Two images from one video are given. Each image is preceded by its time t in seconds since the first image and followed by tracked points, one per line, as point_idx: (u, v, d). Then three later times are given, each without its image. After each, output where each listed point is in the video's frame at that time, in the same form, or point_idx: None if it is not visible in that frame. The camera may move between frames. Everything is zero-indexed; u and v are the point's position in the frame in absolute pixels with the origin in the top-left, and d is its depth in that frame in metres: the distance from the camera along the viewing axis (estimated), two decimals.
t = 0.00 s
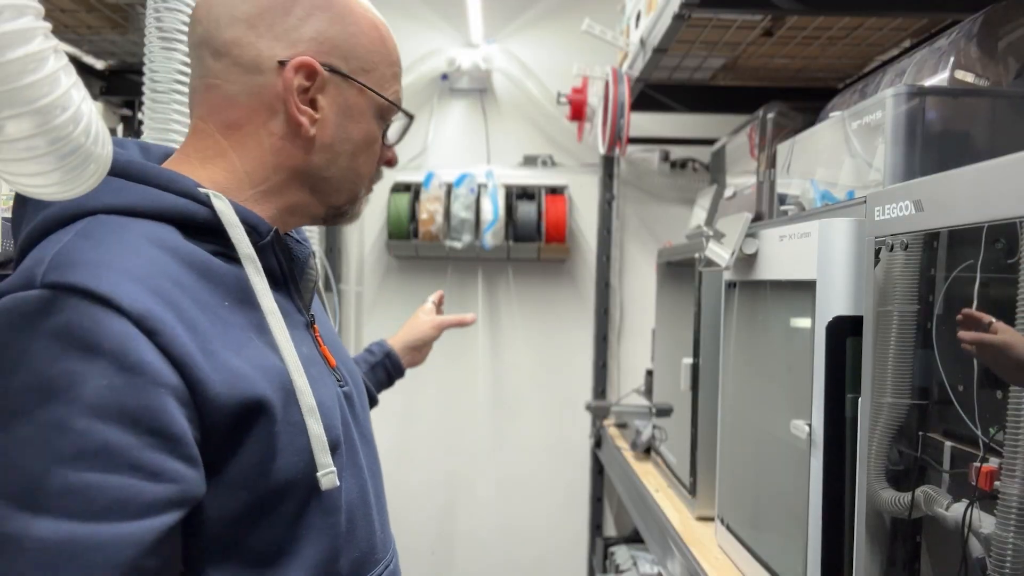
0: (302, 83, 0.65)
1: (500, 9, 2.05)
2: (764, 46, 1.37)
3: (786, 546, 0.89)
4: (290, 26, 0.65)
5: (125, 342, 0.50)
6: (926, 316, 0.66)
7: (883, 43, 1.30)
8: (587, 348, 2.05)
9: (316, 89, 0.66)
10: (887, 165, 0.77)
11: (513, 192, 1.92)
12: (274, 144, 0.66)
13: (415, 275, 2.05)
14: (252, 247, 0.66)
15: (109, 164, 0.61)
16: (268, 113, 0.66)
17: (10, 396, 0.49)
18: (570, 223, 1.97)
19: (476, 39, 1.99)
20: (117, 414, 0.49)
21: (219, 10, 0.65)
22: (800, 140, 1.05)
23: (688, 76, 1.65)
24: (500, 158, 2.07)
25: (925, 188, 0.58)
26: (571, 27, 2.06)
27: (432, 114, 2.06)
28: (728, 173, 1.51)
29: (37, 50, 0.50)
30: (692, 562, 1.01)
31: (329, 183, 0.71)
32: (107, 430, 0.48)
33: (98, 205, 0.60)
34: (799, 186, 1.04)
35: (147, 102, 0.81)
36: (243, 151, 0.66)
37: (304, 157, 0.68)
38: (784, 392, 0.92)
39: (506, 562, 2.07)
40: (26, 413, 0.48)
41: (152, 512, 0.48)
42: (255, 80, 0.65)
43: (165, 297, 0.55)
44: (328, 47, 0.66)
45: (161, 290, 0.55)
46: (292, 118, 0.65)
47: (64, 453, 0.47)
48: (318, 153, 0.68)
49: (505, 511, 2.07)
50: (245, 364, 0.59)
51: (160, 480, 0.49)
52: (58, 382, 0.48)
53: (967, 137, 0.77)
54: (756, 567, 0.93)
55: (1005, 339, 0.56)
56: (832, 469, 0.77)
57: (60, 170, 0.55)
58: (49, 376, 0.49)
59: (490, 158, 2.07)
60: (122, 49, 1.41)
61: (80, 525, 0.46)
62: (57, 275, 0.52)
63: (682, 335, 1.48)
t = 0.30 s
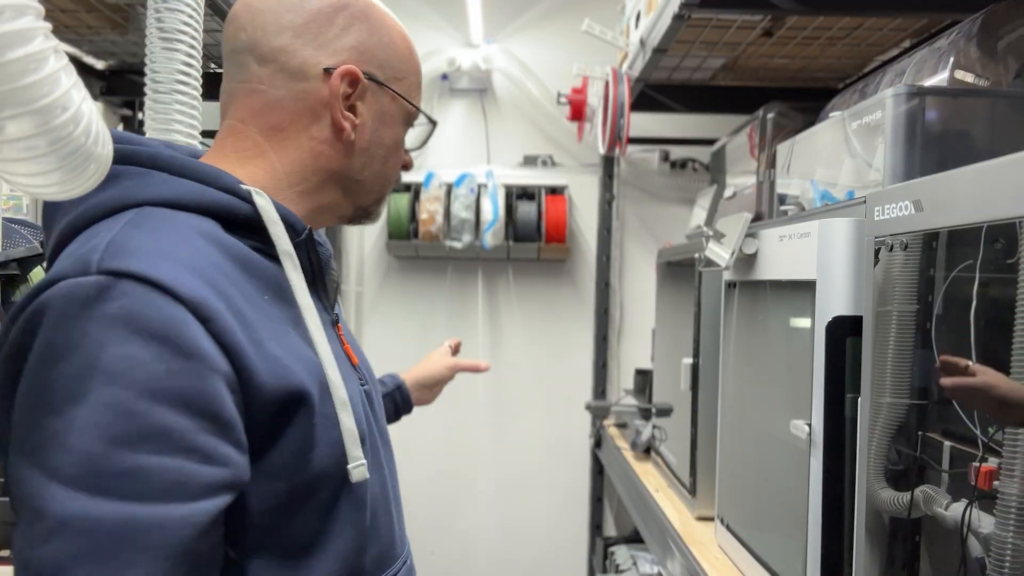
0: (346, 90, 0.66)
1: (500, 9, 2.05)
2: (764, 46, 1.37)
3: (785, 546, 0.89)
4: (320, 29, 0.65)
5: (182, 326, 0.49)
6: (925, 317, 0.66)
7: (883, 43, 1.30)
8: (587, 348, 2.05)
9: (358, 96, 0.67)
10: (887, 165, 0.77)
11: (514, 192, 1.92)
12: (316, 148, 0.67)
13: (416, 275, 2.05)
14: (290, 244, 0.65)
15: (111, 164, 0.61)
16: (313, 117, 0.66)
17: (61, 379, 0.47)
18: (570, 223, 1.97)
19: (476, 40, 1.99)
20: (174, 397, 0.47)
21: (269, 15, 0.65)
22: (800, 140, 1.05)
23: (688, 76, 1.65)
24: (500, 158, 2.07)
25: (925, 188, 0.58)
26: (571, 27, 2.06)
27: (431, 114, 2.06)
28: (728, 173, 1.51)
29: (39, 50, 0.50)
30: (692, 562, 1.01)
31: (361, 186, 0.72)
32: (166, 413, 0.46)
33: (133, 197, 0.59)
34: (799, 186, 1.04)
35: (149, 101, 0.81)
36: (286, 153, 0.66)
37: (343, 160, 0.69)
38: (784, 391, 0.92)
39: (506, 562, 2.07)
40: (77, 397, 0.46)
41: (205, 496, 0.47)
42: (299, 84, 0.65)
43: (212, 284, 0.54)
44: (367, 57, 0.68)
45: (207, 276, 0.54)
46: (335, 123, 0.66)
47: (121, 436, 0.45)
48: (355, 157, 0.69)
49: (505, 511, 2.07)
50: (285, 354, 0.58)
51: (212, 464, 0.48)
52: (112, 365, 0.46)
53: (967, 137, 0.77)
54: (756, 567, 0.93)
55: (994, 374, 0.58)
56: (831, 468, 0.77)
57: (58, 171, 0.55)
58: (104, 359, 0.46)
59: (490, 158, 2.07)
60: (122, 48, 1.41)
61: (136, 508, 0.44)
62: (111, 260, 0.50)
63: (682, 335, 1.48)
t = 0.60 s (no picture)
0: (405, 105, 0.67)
1: (500, 9, 2.05)
2: (764, 46, 1.37)
3: (785, 545, 0.89)
4: (386, 51, 0.66)
5: (293, 306, 0.48)
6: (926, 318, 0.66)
7: (883, 43, 1.30)
8: (587, 348, 2.05)
9: (415, 115, 0.68)
10: (888, 165, 0.77)
11: (514, 192, 1.92)
12: (372, 160, 0.66)
13: (415, 275, 2.05)
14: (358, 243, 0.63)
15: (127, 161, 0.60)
16: (372, 130, 0.66)
17: (182, 354, 0.45)
18: (570, 223, 1.98)
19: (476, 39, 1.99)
20: (290, 373, 0.47)
21: (345, 36, 0.67)
22: (800, 140, 1.05)
23: (688, 76, 1.65)
24: (500, 158, 2.07)
25: (925, 188, 0.58)
26: (571, 27, 2.06)
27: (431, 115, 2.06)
28: (728, 173, 1.51)
29: (39, 49, 0.55)
30: (692, 562, 1.01)
31: (405, 201, 0.72)
32: (282, 387, 0.46)
33: (227, 192, 0.54)
34: (799, 186, 1.04)
35: (151, 100, 0.81)
36: (344, 161, 0.66)
37: (394, 174, 0.69)
38: (784, 391, 0.92)
39: (506, 562, 2.07)
40: (199, 371, 0.45)
41: (318, 463, 0.47)
42: (363, 98, 0.65)
43: (306, 267, 0.53)
44: (424, 84, 0.68)
45: (300, 259, 0.53)
46: (392, 139, 0.67)
47: (244, 409, 0.44)
48: (405, 172, 0.70)
49: (505, 512, 2.07)
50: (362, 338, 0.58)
51: (321, 435, 0.48)
52: (234, 342, 0.45)
53: (968, 137, 0.77)
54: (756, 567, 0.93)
55: (966, 427, 0.62)
56: (832, 468, 0.77)
57: (58, 166, 0.63)
58: (224, 337, 0.45)
59: (490, 158, 2.07)
60: (122, 49, 1.41)
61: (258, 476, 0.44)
62: (226, 246, 0.49)
63: (682, 335, 1.48)
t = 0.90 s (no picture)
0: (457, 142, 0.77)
1: (500, 9, 2.05)
2: (764, 46, 1.37)
3: (785, 545, 0.89)
4: (436, 95, 0.77)
5: (397, 299, 0.56)
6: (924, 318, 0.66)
7: (882, 43, 1.30)
8: (587, 348, 2.05)
9: (460, 147, 0.78)
10: (888, 165, 0.77)
11: (514, 192, 1.91)
12: (426, 186, 0.76)
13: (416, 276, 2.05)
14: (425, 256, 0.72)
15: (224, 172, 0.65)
16: (426, 161, 0.76)
17: (314, 335, 0.52)
18: (570, 223, 1.98)
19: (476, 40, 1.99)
20: (401, 355, 0.55)
21: (396, 83, 0.77)
22: (800, 140, 1.05)
23: (688, 76, 1.65)
24: (500, 158, 2.07)
25: (925, 188, 0.58)
26: (571, 27, 2.06)
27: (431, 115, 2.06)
28: (727, 173, 1.51)
29: (39, 49, 0.55)
30: (693, 562, 1.01)
31: (448, 220, 0.82)
32: (394, 366, 0.54)
33: (320, 211, 0.61)
34: (799, 186, 1.04)
35: (150, 101, 0.81)
36: (406, 186, 0.76)
37: (443, 199, 0.79)
38: (784, 391, 0.92)
39: (506, 562, 2.07)
40: (329, 349, 0.52)
41: (417, 427, 0.54)
42: (419, 134, 0.75)
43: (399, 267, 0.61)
44: (465, 123, 0.79)
45: (395, 260, 0.61)
46: (443, 168, 0.77)
47: (364, 380, 0.52)
48: (452, 195, 0.80)
49: (505, 511, 2.07)
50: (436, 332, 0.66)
51: (421, 405, 0.56)
52: (357, 326, 0.53)
53: (967, 137, 0.77)
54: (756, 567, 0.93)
55: (936, 537, 0.65)
56: (831, 468, 0.77)
57: (57, 167, 0.63)
58: (347, 323, 0.52)
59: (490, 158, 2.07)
60: (122, 49, 1.41)
61: (372, 434, 0.51)
62: (341, 250, 0.56)
63: (682, 336, 1.48)
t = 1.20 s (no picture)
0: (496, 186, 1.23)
1: (500, 10, 2.06)
2: (764, 46, 1.37)
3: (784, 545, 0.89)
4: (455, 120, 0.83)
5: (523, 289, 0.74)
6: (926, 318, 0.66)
7: (882, 43, 1.30)
8: (587, 348, 2.05)
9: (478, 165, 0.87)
10: (887, 165, 0.77)
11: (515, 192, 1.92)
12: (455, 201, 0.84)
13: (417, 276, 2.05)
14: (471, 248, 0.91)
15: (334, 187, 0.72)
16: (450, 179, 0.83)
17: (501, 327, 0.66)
18: (570, 223, 1.98)
19: (477, 40, 1.99)
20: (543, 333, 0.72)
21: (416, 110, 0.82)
22: (800, 140, 1.05)
23: (688, 77, 1.66)
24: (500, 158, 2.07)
25: (924, 188, 0.58)
26: (570, 27, 2.06)
27: (431, 115, 2.06)
28: (727, 173, 1.51)
29: (39, 50, 0.56)
30: (693, 561, 1.02)
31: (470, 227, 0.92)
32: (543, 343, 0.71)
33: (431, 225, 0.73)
34: (799, 186, 1.04)
35: (150, 101, 0.81)
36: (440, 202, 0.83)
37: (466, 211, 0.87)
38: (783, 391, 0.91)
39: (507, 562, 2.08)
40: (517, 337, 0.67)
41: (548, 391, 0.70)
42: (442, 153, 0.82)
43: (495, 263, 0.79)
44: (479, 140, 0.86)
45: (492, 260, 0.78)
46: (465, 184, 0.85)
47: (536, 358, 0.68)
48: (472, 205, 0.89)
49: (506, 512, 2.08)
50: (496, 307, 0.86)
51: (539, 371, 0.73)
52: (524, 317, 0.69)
53: (967, 136, 0.77)
54: (756, 567, 0.94)
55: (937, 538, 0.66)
56: (831, 470, 0.76)
57: (57, 167, 0.63)
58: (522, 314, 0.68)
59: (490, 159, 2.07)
60: (122, 49, 1.41)
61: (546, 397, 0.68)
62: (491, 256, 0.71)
63: (683, 336, 1.48)
